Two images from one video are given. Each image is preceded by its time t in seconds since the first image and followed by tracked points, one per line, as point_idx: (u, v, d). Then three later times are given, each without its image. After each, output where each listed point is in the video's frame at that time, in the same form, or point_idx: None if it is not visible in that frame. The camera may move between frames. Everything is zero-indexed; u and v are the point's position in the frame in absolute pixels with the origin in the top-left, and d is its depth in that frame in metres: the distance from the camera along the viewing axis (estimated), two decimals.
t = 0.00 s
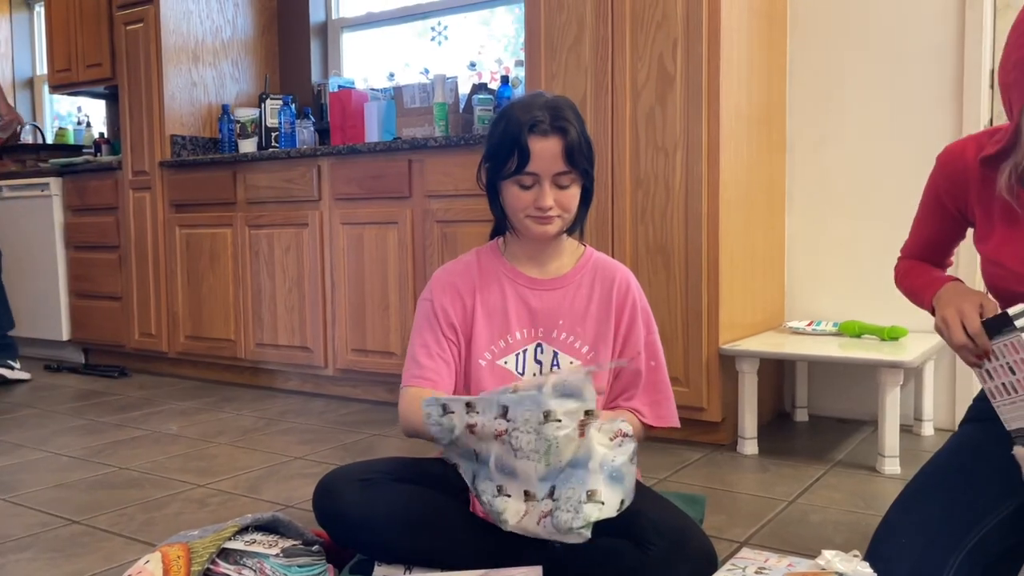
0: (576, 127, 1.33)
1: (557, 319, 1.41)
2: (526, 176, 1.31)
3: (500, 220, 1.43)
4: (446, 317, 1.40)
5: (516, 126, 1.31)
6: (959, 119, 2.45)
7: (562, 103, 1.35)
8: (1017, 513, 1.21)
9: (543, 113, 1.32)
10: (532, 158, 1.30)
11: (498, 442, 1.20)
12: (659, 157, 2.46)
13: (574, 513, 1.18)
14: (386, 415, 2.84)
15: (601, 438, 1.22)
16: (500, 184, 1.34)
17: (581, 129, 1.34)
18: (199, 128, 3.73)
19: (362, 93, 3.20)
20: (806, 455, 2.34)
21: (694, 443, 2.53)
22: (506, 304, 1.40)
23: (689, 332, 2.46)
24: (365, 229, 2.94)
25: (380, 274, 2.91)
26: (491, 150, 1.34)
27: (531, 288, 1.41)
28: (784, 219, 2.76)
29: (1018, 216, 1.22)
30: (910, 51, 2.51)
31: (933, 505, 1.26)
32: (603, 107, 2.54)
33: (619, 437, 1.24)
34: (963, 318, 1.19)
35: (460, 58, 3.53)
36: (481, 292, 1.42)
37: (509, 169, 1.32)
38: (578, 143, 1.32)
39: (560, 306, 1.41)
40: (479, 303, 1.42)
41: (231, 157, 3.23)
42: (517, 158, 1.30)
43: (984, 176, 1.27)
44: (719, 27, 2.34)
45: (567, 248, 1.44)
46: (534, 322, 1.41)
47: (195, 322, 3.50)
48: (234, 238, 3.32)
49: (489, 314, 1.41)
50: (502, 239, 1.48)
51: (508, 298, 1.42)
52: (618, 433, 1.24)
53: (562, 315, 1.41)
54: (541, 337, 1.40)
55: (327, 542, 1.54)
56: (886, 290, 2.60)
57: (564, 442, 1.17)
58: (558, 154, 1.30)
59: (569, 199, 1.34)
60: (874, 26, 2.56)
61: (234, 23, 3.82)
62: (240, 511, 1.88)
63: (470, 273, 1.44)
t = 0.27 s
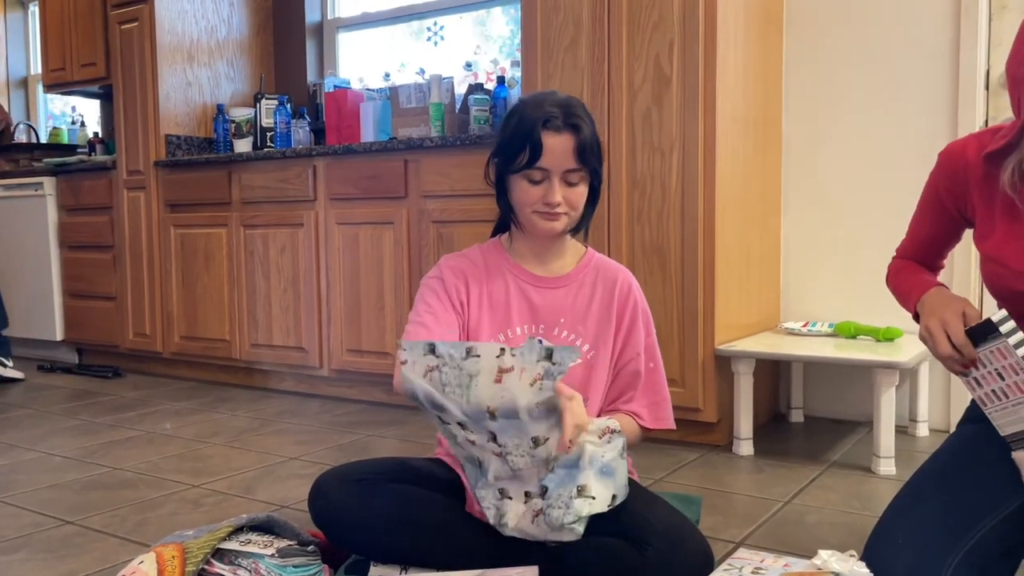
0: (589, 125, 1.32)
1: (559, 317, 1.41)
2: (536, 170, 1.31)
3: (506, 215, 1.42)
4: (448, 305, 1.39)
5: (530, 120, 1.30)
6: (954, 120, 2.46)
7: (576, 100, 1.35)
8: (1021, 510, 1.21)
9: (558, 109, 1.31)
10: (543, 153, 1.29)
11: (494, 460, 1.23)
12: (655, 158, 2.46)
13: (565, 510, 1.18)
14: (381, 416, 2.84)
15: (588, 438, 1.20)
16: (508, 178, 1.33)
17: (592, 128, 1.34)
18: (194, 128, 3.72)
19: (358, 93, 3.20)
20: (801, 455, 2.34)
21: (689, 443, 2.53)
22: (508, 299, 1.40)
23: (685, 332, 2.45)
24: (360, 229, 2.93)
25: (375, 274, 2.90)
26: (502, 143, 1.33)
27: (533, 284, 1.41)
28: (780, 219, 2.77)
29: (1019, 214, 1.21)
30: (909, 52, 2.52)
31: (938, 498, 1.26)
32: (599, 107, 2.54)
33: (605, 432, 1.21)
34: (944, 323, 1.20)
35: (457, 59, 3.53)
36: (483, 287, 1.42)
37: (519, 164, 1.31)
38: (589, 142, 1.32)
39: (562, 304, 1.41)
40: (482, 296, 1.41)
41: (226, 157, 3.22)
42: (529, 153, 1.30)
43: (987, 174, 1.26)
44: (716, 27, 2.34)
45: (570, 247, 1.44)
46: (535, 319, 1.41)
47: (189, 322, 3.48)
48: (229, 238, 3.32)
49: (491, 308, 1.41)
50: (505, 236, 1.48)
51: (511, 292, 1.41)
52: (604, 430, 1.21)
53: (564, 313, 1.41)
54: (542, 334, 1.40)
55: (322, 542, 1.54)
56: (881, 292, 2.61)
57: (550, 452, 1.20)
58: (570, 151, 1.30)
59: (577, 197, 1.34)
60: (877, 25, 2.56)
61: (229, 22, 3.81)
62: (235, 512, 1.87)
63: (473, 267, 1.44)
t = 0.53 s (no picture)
0: (592, 129, 1.33)
1: (560, 320, 1.40)
2: (538, 173, 1.31)
3: (508, 216, 1.42)
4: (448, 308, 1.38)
5: (533, 123, 1.30)
6: (948, 123, 2.47)
7: (579, 104, 1.35)
8: (1014, 512, 1.21)
9: (562, 113, 1.31)
10: (546, 156, 1.29)
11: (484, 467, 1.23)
12: (650, 160, 2.46)
13: (561, 513, 1.18)
14: (376, 417, 2.83)
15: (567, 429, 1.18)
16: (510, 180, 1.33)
17: (595, 131, 1.34)
18: (188, 128, 3.71)
19: (353, 94, 3.19)
20: (796, 457, 2.34)
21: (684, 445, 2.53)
22: (510, 301, 1.40)
23: (680, 334, 2.46)
24: (355, 230, 2.93)
25: (370, 275, 2.90)
26: (505, 146, 1.34)
27: (535, 287, 1.41)
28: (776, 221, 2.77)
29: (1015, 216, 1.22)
30: (904, 55, 2.52)
31: (931, 500, 1.27)
32: (594, 109, 2.54)
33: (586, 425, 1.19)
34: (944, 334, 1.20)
35: (452, 60, 3.53)
36: (484, 289, 1.41)
37: (521, 166, 1.31)
38: (592, 145, 1.32)
39: (563, 307, 1.41)
40: (483, 298, 1.41)
41: (220, 158, 3.21)
42: (531, 155, 1.30)
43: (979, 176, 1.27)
44: (711, 29, 2.34)
45: (570, 250, 1.45)
46: (536, 321, 1.41)
47: (183, 323, 3.48)
48: (223, 239, 3.31)
49: (492, 310, 1.40)
50: (507, 238, 1.48)
51: (513, 294, 1.41)
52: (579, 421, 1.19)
53: (565, 316, 1.41)
54: (542, 337, 1.40)
55: (318, 543, 1.53)
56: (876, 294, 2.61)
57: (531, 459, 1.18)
58: (572, 154, 1.30)
59: (579, 201, 1.34)
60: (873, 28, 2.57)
61: (224, 23, 3.81)
62: (230, 513, 1.87)
63: (474, 269, 1.43)
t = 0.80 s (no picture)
0: (585, 129, 1.32)
1: (555, 321, 1.40)
2: (532, 174, 1.31)
3: (502, 218, 1.42)
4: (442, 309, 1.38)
5: (527, 124, 1.30)
6: (942, 124, 2.47)
7: (572, 104, 1.35)
8: (1001, 512, 1.23)
9: (555, 113, 1.31)
10: (539, 157, 1.29)
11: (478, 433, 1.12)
12: (645, 160, 2.46)
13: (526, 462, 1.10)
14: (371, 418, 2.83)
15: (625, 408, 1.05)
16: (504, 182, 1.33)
17: (589, 132, 1.34)
18: (182, 128, 3.70)
19: (347, 94, 3.18)
20: (790, 457, 2.35)
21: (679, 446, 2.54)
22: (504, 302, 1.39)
23: (675, 335, 2.46)
24: (350, 230, 2.92)
25: (365, 276, 2.89)
26: (500, 147, 1.33)
27: (530, 288, 1.41)
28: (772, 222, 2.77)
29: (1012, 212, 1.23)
30: (898, 56, 2.53)
31: (925, 498, 1.27)
32: (589, 110, 2.54)
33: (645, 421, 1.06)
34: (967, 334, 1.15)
35: (447, 61, 3.53)
36: (479, 289, 1.41)
37: (515, 167, 1.31)
38: (586, 146, 1.31)
39: (559, 308, 1.40)
40: (478, 300, 1.40)
41: (215, 158, 3.20)
42: (524, 156, 1.30)
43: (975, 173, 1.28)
44: (706, 30, 2.35)
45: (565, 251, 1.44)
46: (532, 322, 1.40)
47: (177, 323, 3.47)
48: (218, 239, 3.30)
49: (487, 311, 1.40)
50: (502, 238, 1.48)
51: (507, 295, 1.41)
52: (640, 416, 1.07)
53: (560, 317, 1.40)
54: (538, 337, 1.39)
55: (313, 544, 1.53)
56: (870, 295, 2.62)
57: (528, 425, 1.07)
58: (566, 155, 1.30)
59: (572, 203, 1.34)
60: (866, 29, 2.57)
61: (218, 23, 3.80)
62: (224, 514, 1.86)
63: (469, 270, 1.43)
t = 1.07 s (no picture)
0: (568, 126, 1.32)
1: (544, 320, 1.40)
2: (515, 172, 1.31)
3: (489, 218, 1.42)
4: (429, 314, 1.38)
5: (508, 121, 1.30)
6: (935, 123, 2.48)
7: (556, 100, 1.35)
8: (990, 509, 1.23)
9: (538, 110, 1.31)
10: (522, 155, 1.29)
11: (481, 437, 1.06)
12: (640, 160, 2.47)
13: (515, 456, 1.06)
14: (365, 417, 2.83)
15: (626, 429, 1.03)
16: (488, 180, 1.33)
17: (572, 127, 1.33)
18: (176, 128, 3.69)
19: (341, 93, 3.18)
20: (784, 455, 2.35)
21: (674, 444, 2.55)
22: (492, 304, 1.39)
23: (670, 334, 2.46)
24: (344, 230, 2.92)
25: (360, 275, 2.89)
26: (483, 146, 1.33)
27: (517, 288, 1.41)
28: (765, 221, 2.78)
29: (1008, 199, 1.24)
30: (889, 55, 2.54)
31: (916, 494, 1.27)
32: (584, 110, 2.54)
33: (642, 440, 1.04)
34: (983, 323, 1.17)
35: (441, 60, 3.52)
36: (466, 291, 1.41)
37: (498, 165, 1.31)
38: (568, 141, 1.31)
39: (546, 307, 1.41)
40: (466, 302, 1.40)
41: (208, 157, 3.19)
42: (507, 154, 1.30)
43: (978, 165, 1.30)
44: (700, 29, 2.35)
45: (554, 248, 1.44)
46: (520, 322, 1.40)
47: (171, 323, 3.46)
48: (211, 238, 3.29)
49: (474, 313, 1.40)
50: (490, 237, 1.48)
51: (495, 297, 1.41)
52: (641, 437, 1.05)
53: (548, 317, 1.40)
54: (527, 338, 1.40)
55: (307, 543, 1.53)
56: (864, 294, 2.62)
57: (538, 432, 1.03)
58: (549, 151, 1.30)
59: (558, 199, 1.34)
60: (856, 29, 2.58)
61: (212, 22, 3.79)
62: (218, 514, 1.86)
63: (456, 272, 1.43)
